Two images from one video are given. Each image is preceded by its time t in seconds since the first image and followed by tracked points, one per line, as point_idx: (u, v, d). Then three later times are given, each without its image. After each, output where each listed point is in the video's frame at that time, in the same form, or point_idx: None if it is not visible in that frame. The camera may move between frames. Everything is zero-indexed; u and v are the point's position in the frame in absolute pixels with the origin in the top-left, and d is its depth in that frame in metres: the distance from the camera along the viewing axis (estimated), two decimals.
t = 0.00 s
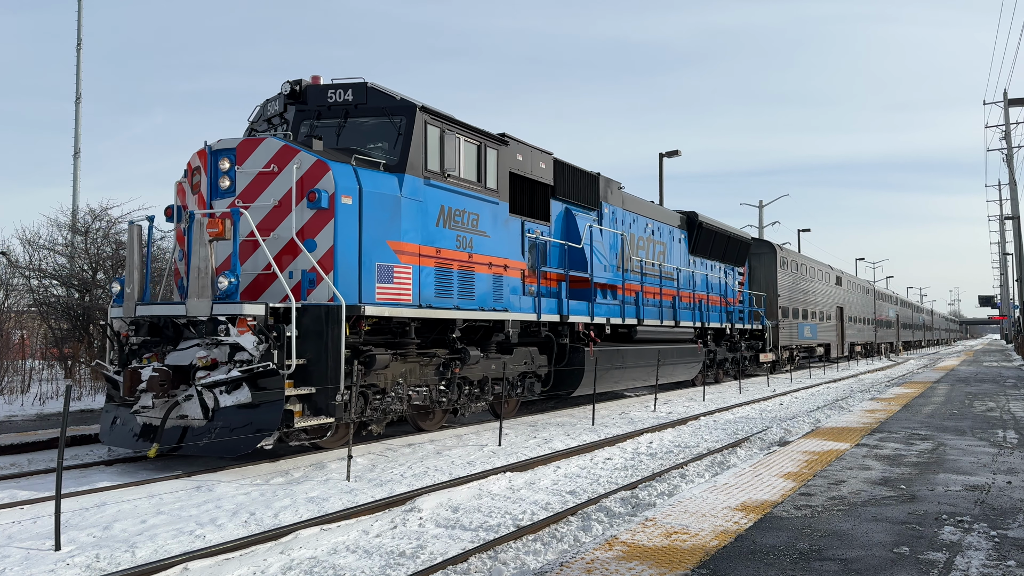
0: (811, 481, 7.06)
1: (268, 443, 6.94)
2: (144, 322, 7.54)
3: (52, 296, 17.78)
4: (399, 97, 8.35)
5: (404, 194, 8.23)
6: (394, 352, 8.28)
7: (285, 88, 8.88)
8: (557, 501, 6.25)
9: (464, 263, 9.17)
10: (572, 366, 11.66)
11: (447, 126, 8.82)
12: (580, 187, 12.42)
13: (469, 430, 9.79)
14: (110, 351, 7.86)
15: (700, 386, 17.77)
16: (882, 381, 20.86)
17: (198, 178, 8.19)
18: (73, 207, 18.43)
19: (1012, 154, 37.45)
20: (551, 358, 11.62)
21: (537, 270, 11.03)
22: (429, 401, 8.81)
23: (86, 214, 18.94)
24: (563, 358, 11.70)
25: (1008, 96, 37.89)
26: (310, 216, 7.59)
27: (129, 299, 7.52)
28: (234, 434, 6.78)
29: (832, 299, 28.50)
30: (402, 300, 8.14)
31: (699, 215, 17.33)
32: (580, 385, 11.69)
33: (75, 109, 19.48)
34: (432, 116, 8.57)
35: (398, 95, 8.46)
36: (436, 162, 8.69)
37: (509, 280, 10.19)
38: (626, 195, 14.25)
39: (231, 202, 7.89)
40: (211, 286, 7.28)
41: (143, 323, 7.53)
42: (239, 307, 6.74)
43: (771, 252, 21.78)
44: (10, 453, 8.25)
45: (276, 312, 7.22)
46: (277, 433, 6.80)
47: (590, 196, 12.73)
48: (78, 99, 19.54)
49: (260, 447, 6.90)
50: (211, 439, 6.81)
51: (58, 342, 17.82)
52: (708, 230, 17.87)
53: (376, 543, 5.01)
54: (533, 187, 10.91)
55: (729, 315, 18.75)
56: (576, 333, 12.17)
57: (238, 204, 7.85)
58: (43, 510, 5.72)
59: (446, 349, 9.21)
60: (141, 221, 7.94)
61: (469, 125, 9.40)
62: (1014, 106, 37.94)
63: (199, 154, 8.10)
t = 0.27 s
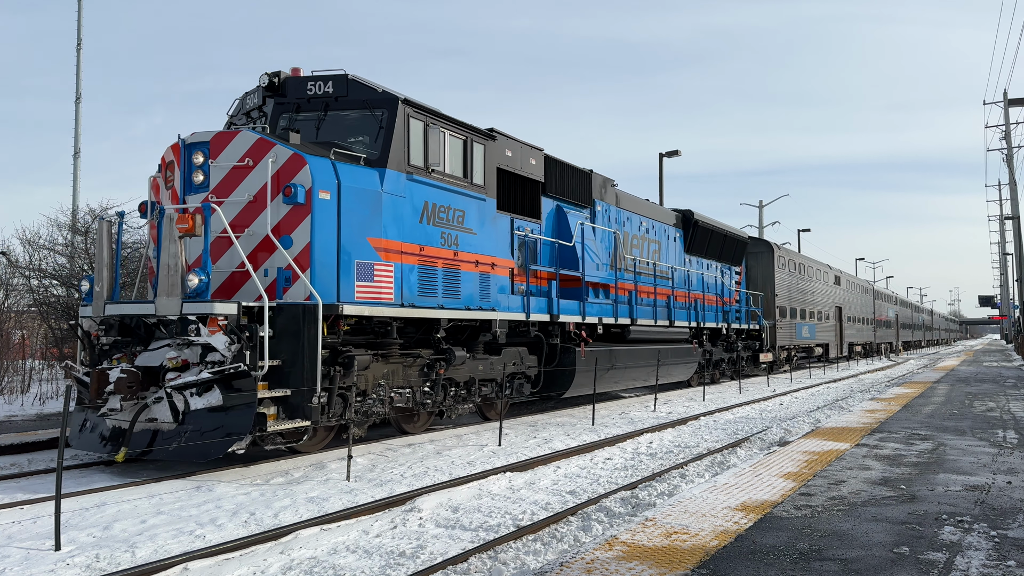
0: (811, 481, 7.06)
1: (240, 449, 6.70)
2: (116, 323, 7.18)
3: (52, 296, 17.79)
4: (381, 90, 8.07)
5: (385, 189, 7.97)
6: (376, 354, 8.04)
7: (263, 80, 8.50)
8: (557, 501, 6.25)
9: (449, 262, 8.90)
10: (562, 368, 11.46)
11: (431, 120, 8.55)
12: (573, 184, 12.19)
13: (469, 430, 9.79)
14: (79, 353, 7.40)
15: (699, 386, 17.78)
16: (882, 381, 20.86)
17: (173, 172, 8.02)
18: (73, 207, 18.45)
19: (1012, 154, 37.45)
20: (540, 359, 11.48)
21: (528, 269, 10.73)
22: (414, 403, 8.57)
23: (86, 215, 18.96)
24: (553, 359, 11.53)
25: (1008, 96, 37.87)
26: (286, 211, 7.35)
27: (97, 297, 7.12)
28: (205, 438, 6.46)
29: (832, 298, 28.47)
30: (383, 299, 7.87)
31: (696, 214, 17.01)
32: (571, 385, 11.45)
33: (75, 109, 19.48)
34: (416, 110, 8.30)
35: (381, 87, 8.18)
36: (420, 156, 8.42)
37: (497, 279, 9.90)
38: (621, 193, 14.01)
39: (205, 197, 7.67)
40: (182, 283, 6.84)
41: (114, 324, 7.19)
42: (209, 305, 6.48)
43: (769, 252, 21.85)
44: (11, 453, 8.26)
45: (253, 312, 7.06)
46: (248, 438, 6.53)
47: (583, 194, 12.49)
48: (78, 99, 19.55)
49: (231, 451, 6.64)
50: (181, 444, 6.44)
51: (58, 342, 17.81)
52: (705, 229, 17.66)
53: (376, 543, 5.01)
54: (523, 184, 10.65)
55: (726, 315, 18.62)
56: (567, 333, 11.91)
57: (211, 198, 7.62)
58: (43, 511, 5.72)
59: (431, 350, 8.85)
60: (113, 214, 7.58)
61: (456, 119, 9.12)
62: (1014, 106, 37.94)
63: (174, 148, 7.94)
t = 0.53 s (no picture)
0: (811, 481, 7.06)
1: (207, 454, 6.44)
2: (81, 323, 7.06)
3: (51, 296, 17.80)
4: (359, 81, 7.95)
5: (364, 184, 7.73)
6: (356, 355, 7.84)
7: (240, 72, 8.48)
8: (557, 501, 6.25)
9: (432, 259, 8.67)
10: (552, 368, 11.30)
11: (412, 113, 8.36)
12: (563, 181, 12.05)
13: (469, 431, 9.79)
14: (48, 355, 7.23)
15: (694, 386, 17.76)
16: (882, 381, 20.87)
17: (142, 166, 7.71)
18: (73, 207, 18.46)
19: (1012, 154, 37.45)
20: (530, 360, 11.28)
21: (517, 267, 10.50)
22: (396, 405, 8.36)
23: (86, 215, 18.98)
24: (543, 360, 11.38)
25: (1008, 96, 37.87)
26: (258, 206, 7.09)
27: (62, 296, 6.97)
28: (170, 443, 6.21)
29: (831, 298, 28.43)
30: (362, 298, 7.63)
31: (691, 212, 16.83)
32: (561, 385, 11.33)
33: (75, 109, 19.48)
34: (396, 102, 8.13)
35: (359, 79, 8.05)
36: (401, 150, 8.23)
37: (484, 278, 9.67)
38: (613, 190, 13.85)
39: (175, 192, 7.43)
40: (147, 282, 6.71)
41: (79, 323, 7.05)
42: (176, 304, 6.30)
43: (766, 250, 21.91)
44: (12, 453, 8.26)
45: (224, 311, 6.80)
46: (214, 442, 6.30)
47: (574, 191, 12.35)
48: (78, 99, 19.55)
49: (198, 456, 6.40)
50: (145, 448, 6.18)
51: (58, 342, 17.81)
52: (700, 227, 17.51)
53: (376, 543, 5.01)
54: (510, 179, 10.52)
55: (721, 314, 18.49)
56: (556, 334, 11.80)
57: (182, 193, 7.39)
58: (43, 511, 5.72)
59: (414, 351, 8.75)
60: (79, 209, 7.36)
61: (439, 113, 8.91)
62: (1014, 106, 37.92)
63: (143, 142, 7.61)
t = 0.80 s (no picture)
0: (811, 481, 7.06)
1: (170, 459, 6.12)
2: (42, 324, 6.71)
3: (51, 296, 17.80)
4: (336, 71, 7.61)
5: (340, 178, 7.43)
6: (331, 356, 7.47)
7: (210, 62, 8.08)
8: (557, 501, 6.25)
9: (413, 257, 8.38)
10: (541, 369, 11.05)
11: (393, 104, 8.03)
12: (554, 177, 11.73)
13: (469, 431, 9.80)
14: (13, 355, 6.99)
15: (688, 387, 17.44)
16: (882, 381, 20.87)
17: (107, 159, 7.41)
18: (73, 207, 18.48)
19: (1012, 154, 37.43)
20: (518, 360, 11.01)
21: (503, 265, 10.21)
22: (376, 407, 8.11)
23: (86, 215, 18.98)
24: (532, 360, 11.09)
25: (1008, 96, 37.88)
26: (228, 200, 6.84)
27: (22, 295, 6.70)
28: (131, 448, 5.91)
29: (830, 298, 28.37)
30: (338, 297, 7.34)
31: (686, 208, 16.55)
32: (549, 387, 11.07)
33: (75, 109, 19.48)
34: (375, 93, 7.80)
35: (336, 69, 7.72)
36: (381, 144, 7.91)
37: (468, 276, 9.38)
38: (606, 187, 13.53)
39: (141, 186, 7.13)
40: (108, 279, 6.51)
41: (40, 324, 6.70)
42: (138, 302, 6.03)
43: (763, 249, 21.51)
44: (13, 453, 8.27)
45: (190, 311, 6.54)
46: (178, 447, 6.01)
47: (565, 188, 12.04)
48: (77, 100, 19.55)
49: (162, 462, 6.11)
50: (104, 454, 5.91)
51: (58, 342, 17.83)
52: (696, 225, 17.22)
53: (376, 543, 5.01)
54: (497, 175, 10.21)
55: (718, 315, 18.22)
56: (546, 333, 11.48)
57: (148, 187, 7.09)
58: (43, 511, 5.72)
59: (394, 351, 8.42)
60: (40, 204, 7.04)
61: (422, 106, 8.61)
62: (1014, 106, 37.90)
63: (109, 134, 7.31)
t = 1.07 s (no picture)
0: (811, 481, 7.06)
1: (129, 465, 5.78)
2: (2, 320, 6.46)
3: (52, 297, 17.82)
4: (310, 59, 7.23)
5: (313, 170, 7.09)
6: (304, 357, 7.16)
7: (178, 50, 7.64)
8: (557, 501, 6.25)
9: (392, 254, 8.03)
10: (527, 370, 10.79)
11: (370, 95, 7.71)
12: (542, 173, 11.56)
13: (469, 430, 9.80)
14: None
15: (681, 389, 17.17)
16: (882, 381, 20.88)
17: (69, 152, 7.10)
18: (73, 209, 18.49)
19: (1012, 154, 37.43)
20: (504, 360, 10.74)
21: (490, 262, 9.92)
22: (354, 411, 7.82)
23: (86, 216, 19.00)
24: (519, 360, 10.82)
25: (1008, 97, 37.89)
26: (193, 194, 6.50)
27: None
28: (85, 454, 5.48)
29: (829, 297, 28.34)
30: (311, 295, 7.00)
31: (680, 207, 16.52)
32: (536, 389, 10.79)
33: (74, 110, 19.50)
34: (351, 83, 7.45)
35: (310, 57, 7.33)
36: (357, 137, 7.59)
37: (450, 274, 9.05)
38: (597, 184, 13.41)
39: (103, 179, 6.80)
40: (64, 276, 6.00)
41: None
42: (94, 301, 5.59)
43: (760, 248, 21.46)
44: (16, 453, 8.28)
45: (150, 308, 6.23)
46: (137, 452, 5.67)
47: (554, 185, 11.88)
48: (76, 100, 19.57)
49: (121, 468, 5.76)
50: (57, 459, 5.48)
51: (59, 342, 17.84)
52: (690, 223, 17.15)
53: (376, 543, 5.01)
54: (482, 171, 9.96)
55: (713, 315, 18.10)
56: (534, 333, 11.22)
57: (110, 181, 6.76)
58: (43, 511, 5.71)
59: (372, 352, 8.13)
60: None
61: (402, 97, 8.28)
62: (1014, 106, 37.89)
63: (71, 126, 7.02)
